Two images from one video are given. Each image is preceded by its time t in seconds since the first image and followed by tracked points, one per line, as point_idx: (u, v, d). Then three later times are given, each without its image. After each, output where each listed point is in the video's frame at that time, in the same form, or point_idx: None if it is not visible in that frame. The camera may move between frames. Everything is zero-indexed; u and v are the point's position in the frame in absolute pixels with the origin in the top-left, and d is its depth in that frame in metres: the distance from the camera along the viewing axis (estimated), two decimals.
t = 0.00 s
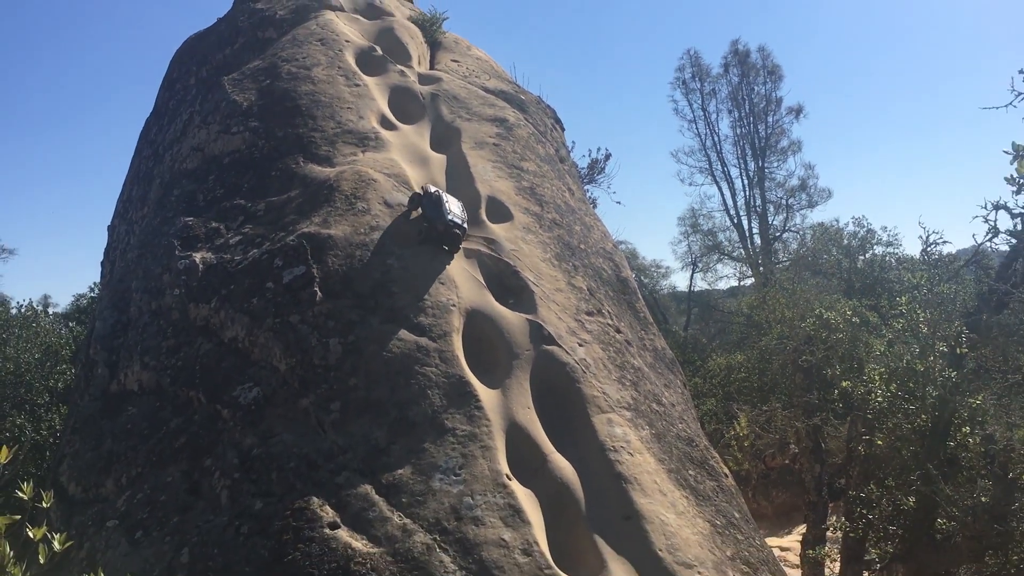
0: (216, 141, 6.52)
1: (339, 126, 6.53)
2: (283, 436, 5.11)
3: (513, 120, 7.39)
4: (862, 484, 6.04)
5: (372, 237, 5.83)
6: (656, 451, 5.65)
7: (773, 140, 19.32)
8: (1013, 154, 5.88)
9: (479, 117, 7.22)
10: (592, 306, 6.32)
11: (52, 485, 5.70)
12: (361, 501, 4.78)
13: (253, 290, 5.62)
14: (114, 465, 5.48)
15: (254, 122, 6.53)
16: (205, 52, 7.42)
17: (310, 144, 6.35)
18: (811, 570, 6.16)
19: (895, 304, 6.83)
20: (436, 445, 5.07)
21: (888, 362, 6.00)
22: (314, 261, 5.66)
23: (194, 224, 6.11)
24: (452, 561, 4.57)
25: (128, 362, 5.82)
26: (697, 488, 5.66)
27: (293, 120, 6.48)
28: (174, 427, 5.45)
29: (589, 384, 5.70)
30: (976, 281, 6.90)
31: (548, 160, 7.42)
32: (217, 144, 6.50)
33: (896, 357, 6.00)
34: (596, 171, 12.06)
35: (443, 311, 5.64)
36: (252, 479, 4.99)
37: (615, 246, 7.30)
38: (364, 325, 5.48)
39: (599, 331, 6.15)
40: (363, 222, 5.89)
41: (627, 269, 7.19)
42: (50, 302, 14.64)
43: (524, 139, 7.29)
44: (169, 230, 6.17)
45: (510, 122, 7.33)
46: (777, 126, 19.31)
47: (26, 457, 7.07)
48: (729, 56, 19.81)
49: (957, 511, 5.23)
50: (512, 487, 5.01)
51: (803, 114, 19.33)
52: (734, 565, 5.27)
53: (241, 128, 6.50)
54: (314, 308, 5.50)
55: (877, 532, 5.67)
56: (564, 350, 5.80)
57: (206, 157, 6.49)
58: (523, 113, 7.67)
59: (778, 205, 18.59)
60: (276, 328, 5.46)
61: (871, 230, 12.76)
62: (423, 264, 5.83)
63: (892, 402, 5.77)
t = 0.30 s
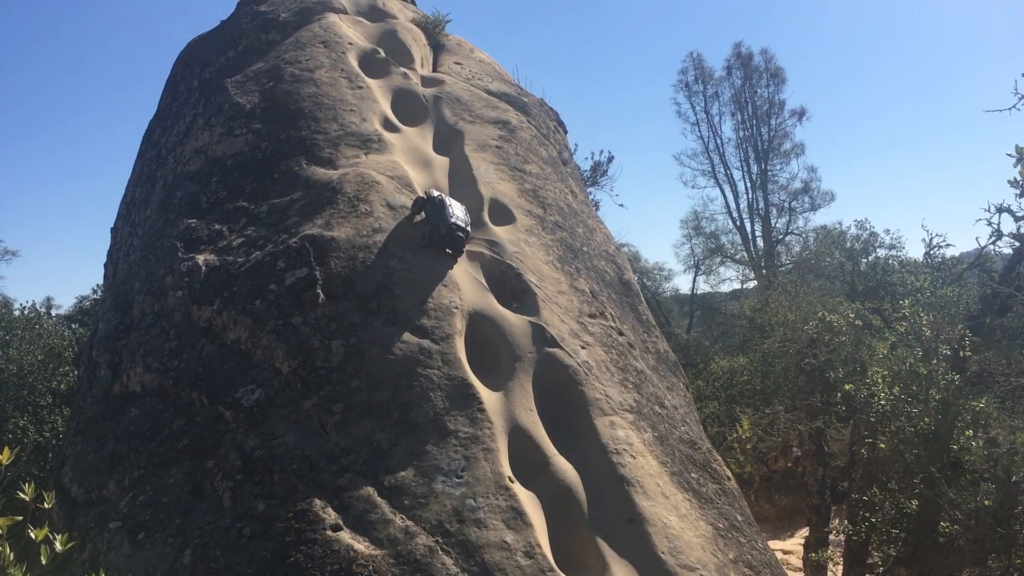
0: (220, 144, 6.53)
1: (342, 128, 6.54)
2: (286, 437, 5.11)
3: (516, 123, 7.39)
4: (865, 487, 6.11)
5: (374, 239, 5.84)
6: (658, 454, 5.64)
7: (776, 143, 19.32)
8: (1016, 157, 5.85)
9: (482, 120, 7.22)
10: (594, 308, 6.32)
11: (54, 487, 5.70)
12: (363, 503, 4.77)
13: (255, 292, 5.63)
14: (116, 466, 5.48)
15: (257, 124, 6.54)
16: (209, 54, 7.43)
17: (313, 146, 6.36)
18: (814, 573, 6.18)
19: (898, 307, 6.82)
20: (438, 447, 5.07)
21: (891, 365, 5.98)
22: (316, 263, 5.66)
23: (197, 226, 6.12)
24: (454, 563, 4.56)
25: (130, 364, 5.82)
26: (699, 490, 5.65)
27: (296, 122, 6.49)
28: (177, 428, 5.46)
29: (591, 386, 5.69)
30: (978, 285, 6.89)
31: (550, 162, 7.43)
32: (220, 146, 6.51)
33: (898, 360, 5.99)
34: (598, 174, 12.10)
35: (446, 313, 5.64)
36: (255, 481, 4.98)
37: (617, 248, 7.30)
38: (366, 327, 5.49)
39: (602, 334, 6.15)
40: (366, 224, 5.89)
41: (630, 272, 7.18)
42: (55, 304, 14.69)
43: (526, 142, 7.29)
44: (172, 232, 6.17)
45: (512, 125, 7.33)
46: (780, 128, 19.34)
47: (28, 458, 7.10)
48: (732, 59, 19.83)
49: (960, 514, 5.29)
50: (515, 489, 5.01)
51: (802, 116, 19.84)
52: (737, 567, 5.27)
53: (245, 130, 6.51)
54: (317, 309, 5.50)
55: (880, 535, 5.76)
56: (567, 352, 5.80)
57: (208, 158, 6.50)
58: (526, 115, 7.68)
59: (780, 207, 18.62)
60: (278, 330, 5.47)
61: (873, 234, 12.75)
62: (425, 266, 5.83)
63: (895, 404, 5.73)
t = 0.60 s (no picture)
0: (217, 143, 6.52)
1: (340, 128, 6.53)
2: (282, 436, 5.11)
3: (514, 123, 7.40)
4: (861, 487, 6.14)
5: (371, 238, 5.83)
6: (655, 454, 5.64)
7: (774, 143, 19.35)
8: (1013, 158, 5.79)
9: (480, 120, 7.22)
10: (591, 308, 6.33)
11: (50, 486, 5.70)
12: (359, 502, 4.77)
13: (252, 291, 5.62)
14: (112, 466, 5.47)
15: (254, 123, 6.53)
16: (205, 52, 7.43)
17: (310, 145, 6.36)
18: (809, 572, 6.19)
19: (893, 307, 6.84)
20: (435, 447, 5.07)
21: (888, 366, 5.97)
22: (313, 262, 5.65)
23: (194, 225, 6.12)
24: (450, 562, 4.56)
25: (127, 363, 5.81)
26: (696, 490, 5.66)
27: (294, 121, 6.49)
28: (173, 427, 5.45)
29: (588, 385, 5.70)
30: (976, 285, 6.90)
31: (547, 162, 7.43)
32: (218, 145, 6.50)
33: (894, 360, 6.00)
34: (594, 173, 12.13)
35: (443, 312, 5.64)
36: (251, 480, 4.98)
37: (613, 248, 7.31)
38: (363, 326, 5.48)
39: (598, 333, 6.16)
40: (363, 223, 5.88)
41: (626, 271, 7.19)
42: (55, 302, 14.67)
43: (523, 141, 7.30)
44: (169, 231, 6.17)
45: (510, 125, 7.34)
46: (777, 130, 19.35)
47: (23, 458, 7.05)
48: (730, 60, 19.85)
49: (955, 515, 5.29)
50: (511, 489, 5.01)
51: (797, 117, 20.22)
52: (733, 567, 5.28)
53: (242, 129, 6.50)
54: (314, 308, 5.49)
55: (876, 535, 5.78)
56: (564, 351, 5.81)
57: (206, 157, 6.50)
58: (523, 115, 7.69)
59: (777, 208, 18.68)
60: (275, 328, 5.47)
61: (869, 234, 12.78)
62: (422, 265, 5.83)
63: (892, 405, 5.76)
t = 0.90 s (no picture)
0: (243, 153, 7.21)
1: (354, 140, 7.21)
2: (303, 416, 5.77)
3: (510, 135, 8.09)
4: (819, 462, 6.88)
5: (382, 240, 6.50)
6: (634, 433, 6.32)
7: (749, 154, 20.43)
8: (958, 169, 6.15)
9: (479, 133, 7.92)
10: (579, 303, 7.01)
11: (93, 460, 6.35)
12: (371, 475, 5.41)
13: (275, 287, 6.29)
14: (149, 442, 6.12)
15: (276, 135, 7.20)
16: (234, 73, 8.15)
17: (326, 156, 7.03)
18: (773, 540, 6.90)
19: (851, 304, 7.56)
20: (439, 425, 5.72)
21: (842, 354, 6.74)
22: (331, 261, 6.32)
23: (223, 227, 6.80)
24: (451, 528, 5.17)
25: (163, 350, 6.51)
26: (671, 466, 6.33)
27: (311, 134, 7.16)
28: (204, 408, 6.10)
29: (575, 371, 6.37)
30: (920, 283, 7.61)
31: (540, 171, 8.13)
32: (244, 156, 7.19)
33: (849, 350, 6.70)
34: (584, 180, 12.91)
35: (446, 306, 6.31)
36: (275, 454, 5.62)
37: (599, 249, 8.01)
38: (375, 318, 6.15)
39: (585, 325, 6.84)
40: (375, 226, 6.55)
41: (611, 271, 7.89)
42: (86, 297, 15.55)
43: (518, 152, 8.00)
44: (201, 233, 6.86)
45: (506, 137, 8.03)
46: (745, 143, 20.14)
47: (72, 435, 7.72)
48: (705, 77, 21.00)
49: (902, 487, 5.95)
50: (506, 464, 5.65)
51: (769, 132, 21.62)
52: (704, 533, 5.94)
53: (265, 141, 7.18)
54: (331, 302, 6.16)
55: (832, 505, 6.52)
56: (554, 342, 6.48)
57: (233, 166, 7.18)
58: (518, 128, 8.39)
59: (746, 215, 19.61)
60: (296, 320, 6.13)
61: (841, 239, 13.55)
62: (428, 264, 6.51)
63: (846, 389, 6.48)
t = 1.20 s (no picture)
0: (242, 143, 7.20)
1: (353, 130, 7.20)
2: (302, 406, 5.77)
3: (510, 126, 8.08)
4: (817, 454, 6.89)
5: (382, 230, 6.50)
6: (634, 423, 6.32)
7: (748, 145, 20.46)
8: (958, 161, 6.14)
9: (479, 123, 7.90)
10: (579, 294, 7.01)
11: (93, 450, 6.36)
12: (370, 465, 5.42)
13: (275, 277, 6.29)
14: (149, 432, 6.13)
15: (275, 125, 7.19)
16: (234, 63, 8.13)
17: (326, 146, 7.02)
18: (772, 531, 6.92)
19: (851, 295, 7.56)
20: (438, 416, 5.73)
21: (842, 345, 6.75)
22: (330, 251, 6.32)
23: (223, 217, 6.80)
24: (450, 518, 5.18)
25: (162, 340, 6.51)
26: (670, 456, 6.34)
27: (311, 124, 7.15)
28: (204, 398, 6.11)
29: (575, 362, 6.37)
30: (920, 274, 7.61)
31: (540, 162, 8.12)
32: (243, 145, 7.18)
33: (848, 341, 6.71)
34: (583, 172, 12.90)
35: (445, 296, 6.31)
36: (274, 444, 5.62)
37: (599, 240, 8.00)
38: (374, 309, 6.14)
39: (585, 316, 6.84)
40: (374, 217, 6.55)
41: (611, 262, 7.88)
42: (88, 287, 15.55)
43: (518, 143, 7.99)
44: (200, 223, 6.86)
45: (506, 128, 8.02)
46: (745, 134, 20.16)
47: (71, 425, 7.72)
48: (704, 68, 21.04)
49: (901, 479, 5.98)
50: (506, 454, 5.65)
51: (769, 124, 21.63)
52: (703, 524, 5.95)
53: (264, 130, 7.17)
54: (330, 292, 6.15)
55: (831, 497, 6.47)
56: (554, 332, 6.48)
57: (232, 156, 7.17)
58: (518, 118, 8.38)
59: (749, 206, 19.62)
60: (295, 310, 6.13)
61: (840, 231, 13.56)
62: (428, 255, 6.50)
63: (845, 380, 6.49)
